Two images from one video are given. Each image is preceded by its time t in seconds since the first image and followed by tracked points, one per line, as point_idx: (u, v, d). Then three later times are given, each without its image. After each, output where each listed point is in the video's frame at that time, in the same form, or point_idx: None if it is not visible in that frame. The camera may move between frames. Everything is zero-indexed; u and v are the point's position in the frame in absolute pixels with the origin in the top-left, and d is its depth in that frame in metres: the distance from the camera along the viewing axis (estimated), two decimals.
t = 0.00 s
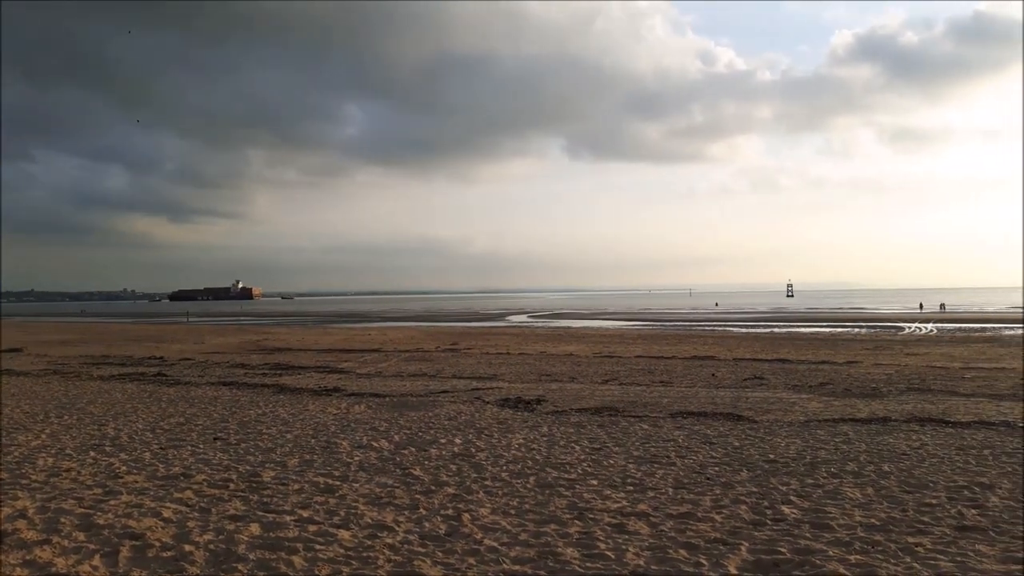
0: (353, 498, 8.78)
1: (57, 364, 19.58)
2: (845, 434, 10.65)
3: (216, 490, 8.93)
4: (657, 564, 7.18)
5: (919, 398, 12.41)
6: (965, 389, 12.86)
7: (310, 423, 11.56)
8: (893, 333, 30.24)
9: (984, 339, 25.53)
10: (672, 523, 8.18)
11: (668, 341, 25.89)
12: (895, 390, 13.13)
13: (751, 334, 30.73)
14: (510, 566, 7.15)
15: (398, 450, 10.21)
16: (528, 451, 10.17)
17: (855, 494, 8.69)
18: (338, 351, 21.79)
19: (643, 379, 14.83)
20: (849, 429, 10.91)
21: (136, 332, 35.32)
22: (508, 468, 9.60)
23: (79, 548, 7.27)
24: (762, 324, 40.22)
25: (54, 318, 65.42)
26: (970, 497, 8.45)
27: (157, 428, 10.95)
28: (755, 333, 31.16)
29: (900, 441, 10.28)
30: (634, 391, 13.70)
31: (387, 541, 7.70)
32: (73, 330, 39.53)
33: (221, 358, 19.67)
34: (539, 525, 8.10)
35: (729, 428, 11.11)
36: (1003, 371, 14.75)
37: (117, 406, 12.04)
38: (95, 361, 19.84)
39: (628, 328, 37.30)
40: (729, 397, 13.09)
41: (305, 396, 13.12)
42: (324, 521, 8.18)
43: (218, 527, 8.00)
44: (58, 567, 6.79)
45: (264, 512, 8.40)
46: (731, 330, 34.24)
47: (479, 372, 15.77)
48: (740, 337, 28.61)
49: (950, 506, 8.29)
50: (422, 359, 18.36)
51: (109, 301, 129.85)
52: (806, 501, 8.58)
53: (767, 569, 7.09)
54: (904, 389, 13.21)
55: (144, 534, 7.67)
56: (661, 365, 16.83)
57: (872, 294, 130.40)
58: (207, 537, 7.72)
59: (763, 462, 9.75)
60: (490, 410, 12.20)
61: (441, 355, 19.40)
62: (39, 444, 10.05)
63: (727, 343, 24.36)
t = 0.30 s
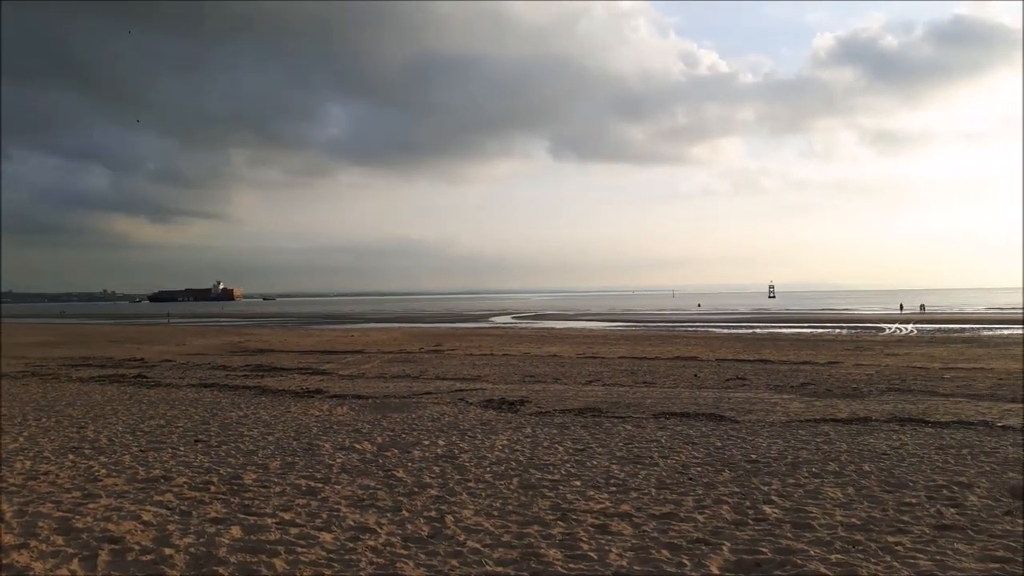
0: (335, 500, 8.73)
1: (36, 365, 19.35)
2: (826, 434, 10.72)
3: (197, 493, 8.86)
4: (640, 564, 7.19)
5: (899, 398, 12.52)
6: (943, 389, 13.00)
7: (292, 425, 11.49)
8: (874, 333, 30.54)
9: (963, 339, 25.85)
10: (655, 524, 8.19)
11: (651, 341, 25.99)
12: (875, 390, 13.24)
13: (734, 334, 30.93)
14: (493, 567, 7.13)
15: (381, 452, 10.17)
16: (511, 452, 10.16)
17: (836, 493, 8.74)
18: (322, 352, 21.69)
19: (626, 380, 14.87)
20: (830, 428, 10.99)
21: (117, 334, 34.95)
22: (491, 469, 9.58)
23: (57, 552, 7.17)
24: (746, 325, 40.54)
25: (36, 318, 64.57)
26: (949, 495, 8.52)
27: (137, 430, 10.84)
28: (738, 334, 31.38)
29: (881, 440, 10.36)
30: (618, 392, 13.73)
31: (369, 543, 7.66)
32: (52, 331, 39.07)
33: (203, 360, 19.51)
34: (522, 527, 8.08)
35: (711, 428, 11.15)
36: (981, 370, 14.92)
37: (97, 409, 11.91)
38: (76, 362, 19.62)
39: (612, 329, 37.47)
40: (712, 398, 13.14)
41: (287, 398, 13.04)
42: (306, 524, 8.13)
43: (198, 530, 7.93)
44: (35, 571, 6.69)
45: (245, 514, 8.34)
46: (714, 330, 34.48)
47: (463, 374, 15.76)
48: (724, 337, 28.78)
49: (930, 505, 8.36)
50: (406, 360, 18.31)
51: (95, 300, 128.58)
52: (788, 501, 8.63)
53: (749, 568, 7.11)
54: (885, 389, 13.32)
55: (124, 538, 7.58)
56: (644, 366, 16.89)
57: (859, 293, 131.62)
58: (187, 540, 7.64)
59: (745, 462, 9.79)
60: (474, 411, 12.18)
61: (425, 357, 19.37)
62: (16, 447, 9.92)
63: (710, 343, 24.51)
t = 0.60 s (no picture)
0: (318, 501, 8.68)
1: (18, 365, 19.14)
2: (808, 433, 10.78)
3: (178, 494, 8.78)
4: (623, 563, 7.19)
5: (880, 396, 12.62)
6: (924, 388, 13.11)
7: (275, 425, 11.42)
8: (856, 333, 30.76)
9: (944, 339, 26.08)
10: (639, 523, 8.20)
11: (635, 341, 26.05)
12: (857, 389, 13.33)
13: (719, 334, 31.06)
14: (477, 567, 7.11)
15: (364, 452, 10.12)
16: (496, 452, 10.15)
17: (818, 492, 8.79)
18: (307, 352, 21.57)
19: (610, 379, 14.88)
20: (812, 427, 11.05)
21: (100, 334, 34.56)
22: (475, 469, 9.56)
23: (36, 554, 7.09)
24: (731, 325, 40.66)
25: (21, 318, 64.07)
26: (930, 494, 8.59)
27: (118, 431, 10.73)
28: (721, 333, 31.55)
29: (862, 439, 10.44)
30: (602, 391, 13.74)
31: (353, 543, 7.62)
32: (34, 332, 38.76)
33: (186, 360, 19.35)
34: (506, 526, 8.07)
35: (694, 427, 11.18)
36: (961, 369, 15.06)
37: (77, 409, 11.78)
38: (57, 363, 19.40)
39: (597, 328, 37.59)
40: (695, 397, 13.18)
41: (270, 398, 12.95)
42: (289, 524, 8.08)
43: (180, 531, 7.86)
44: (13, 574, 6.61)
45: (227, 515, 8.27)
46: (698, 330, 34.66)
47: (448, 373, 15.73)
48: (708, 337, 28.88)
49: (911, 503, 8.43)
50: (391, 360, 18.25)
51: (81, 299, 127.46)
52: (770, 500, 8.67)
53: (733, 567, 7.13)
54: (866, 388, 13.41)
55: (104, 540, 7.50)
56: (628, 365, 16.91)
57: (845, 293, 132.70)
58: (169, 541, 7.57)
59: (728, 461, 9.83)
60: (458, 411, 12.15)
61: (410, 357, 19.31)
62: None
63: (694, 343, 24.60)
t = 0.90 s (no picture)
0: (298, 503, 8.62)
1: None
2: (789, 433, 10.84)
3: (158, 497, 8.69)
4: (605, 564, 7.19)
5: (859, 397, 12.73)
6: (902, 388, 13.24)
7: (255, 427, 11.34)
8: (836, 334, 30.99)
9: (924, 339, 26.37)
10: (621, 523, 8.21)
11: (617, 342, 26.14)
12: (836, 389, 13.44)
13: (703, 335, 31.23)
14: (458, 569, 7.09)
15: (346, 454, 10.07)
16: (478, 453, 10.13)
17: (798, 492, 8.84)
18: (289, 354, 21.44)
19: (593, 380, 14.91)
20: (793, 428, 11.12)
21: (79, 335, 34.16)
22: (458, 470, 9.53)
23: (11, 559, 6.98)
24: (715, 326, 40.90)
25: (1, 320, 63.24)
26: (909, 493, 8.67)
27: (97, 434, 10.61)
28: (704, 334, 31.73)
29: (842, 439, 10.51)
30: (584, 392, 13.76)
31: (334, 546, 7.58)
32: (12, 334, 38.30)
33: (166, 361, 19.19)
34: (488, 528, 8.05)
35: (676, 428, 11.22)
36: (938, 369, 15.24)
37: (54, 412, 11.64)
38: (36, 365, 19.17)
39: (580, 329, 37.74)
40: (677, 397, 13.23)
41: (251, 400, 12.86)
42: (269, 527, 8.02)
43: (159, 534, 7.78)
44: None
45: (207, 518, 8.20)
46: (680, 331, 34.91)
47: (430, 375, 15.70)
48: (692, 337, 29.04)
49: (890, 502, 8.49)
50: (372, 362, 18.20)
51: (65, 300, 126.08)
52: (751, 500, 8.71)
53: (714, 567, 7.15)
54: (846, 388, 13.53)
55: (81, 543, 7.41)
56: (610, 366, 16.96)
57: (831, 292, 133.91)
58: (148, 545, 7.49)
59: (710, 461, 9.87)
60: (441, 412, 12.12)
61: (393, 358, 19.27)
62: None
63: (676, 344, 24.74)
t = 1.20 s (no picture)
0: (279, 504, 8.54)
1: None
2: (770, 432, 10.88)
3: (135, 499, 8.58)
4: (587, 564, 7.17)
5: (840, 395, 12.78)
6: (882, 387, 13.32)
7: (235, 428, 11.24)
8: (818, 333, 31.17)
9: (904, 338, 26.58)
10: (604, 523, 8.19)
11: (600, 341, 26.15)
12: (817, 388, 13.50)
13: (686, 334, 31.29)
14: (440, 570, 7.04)
15: (327, 455, 9.99)
16: (460, 453, 10.08)
17: (780, 490, 8.87)
18: (270, 354, 21.27)
19: (575, 379, 14.89)
20: (775, 426, 11.15)
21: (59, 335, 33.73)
22: (440, 471, 9.48)
23: None
24: (699, 325, 40.96)
25: None
26: (889, 491, 8.71)
27: (73, 436, 10.47)
28: (686, 333, 31.84)
29: (823, 438, 10.56)
30: (566, 391, 13.75)
31: (315, 548, 7.51)
32: None
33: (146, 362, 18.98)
34: (470, 528, 8.01)
35: (658, 427, 11.23)
36: (918, 368, 15.34)
37: (30, 413, 11.46)
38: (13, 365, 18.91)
39: (564, 329, 37.79)
40: (659, 397, 13.23)
41: (232, 401, 12.74)
42: (249, 529, 7.93)
43: (137, 537, 7.67)
44: None
45: (186, 520, 8.10)
46: (664, 330, 35.03)
47: (413, 375, 15.62)
48: (675, 337, 29.11)
49: (871, 500, 8.53)
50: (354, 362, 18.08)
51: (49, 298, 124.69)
52: (733, 498, 8.72)
53: (696, 566, 7.15)
54: (827, 387, 13.59)
55: (57, 547, 7.29)
56: (593, 365, 16.94)
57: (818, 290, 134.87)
58: (125, 547, 7.38)
59: (692, 460, 9.88)
60: (423, 413, 12.05)
61: (375, 358, 19.16)
62: None
63: (659, 343, 24.79)
